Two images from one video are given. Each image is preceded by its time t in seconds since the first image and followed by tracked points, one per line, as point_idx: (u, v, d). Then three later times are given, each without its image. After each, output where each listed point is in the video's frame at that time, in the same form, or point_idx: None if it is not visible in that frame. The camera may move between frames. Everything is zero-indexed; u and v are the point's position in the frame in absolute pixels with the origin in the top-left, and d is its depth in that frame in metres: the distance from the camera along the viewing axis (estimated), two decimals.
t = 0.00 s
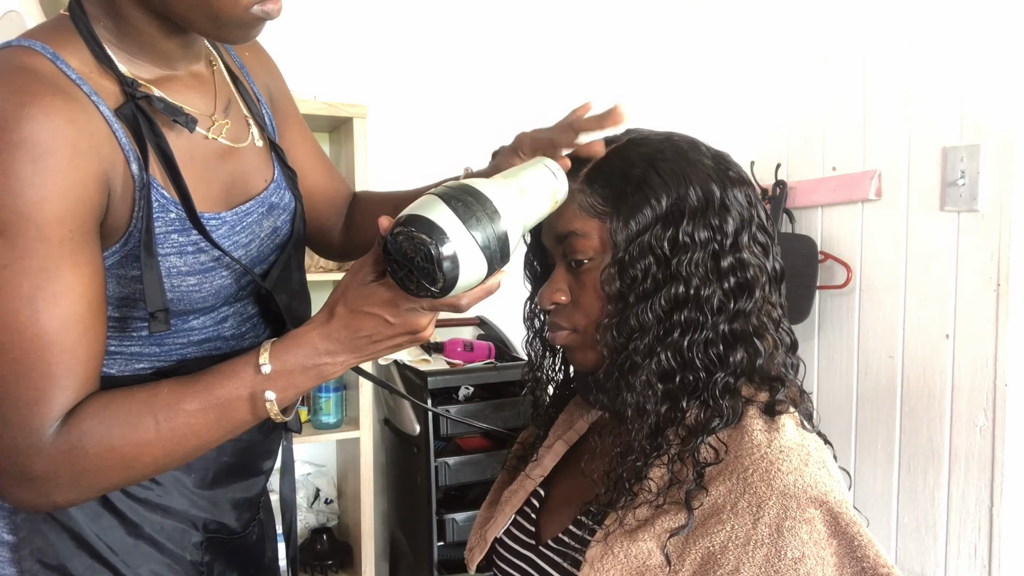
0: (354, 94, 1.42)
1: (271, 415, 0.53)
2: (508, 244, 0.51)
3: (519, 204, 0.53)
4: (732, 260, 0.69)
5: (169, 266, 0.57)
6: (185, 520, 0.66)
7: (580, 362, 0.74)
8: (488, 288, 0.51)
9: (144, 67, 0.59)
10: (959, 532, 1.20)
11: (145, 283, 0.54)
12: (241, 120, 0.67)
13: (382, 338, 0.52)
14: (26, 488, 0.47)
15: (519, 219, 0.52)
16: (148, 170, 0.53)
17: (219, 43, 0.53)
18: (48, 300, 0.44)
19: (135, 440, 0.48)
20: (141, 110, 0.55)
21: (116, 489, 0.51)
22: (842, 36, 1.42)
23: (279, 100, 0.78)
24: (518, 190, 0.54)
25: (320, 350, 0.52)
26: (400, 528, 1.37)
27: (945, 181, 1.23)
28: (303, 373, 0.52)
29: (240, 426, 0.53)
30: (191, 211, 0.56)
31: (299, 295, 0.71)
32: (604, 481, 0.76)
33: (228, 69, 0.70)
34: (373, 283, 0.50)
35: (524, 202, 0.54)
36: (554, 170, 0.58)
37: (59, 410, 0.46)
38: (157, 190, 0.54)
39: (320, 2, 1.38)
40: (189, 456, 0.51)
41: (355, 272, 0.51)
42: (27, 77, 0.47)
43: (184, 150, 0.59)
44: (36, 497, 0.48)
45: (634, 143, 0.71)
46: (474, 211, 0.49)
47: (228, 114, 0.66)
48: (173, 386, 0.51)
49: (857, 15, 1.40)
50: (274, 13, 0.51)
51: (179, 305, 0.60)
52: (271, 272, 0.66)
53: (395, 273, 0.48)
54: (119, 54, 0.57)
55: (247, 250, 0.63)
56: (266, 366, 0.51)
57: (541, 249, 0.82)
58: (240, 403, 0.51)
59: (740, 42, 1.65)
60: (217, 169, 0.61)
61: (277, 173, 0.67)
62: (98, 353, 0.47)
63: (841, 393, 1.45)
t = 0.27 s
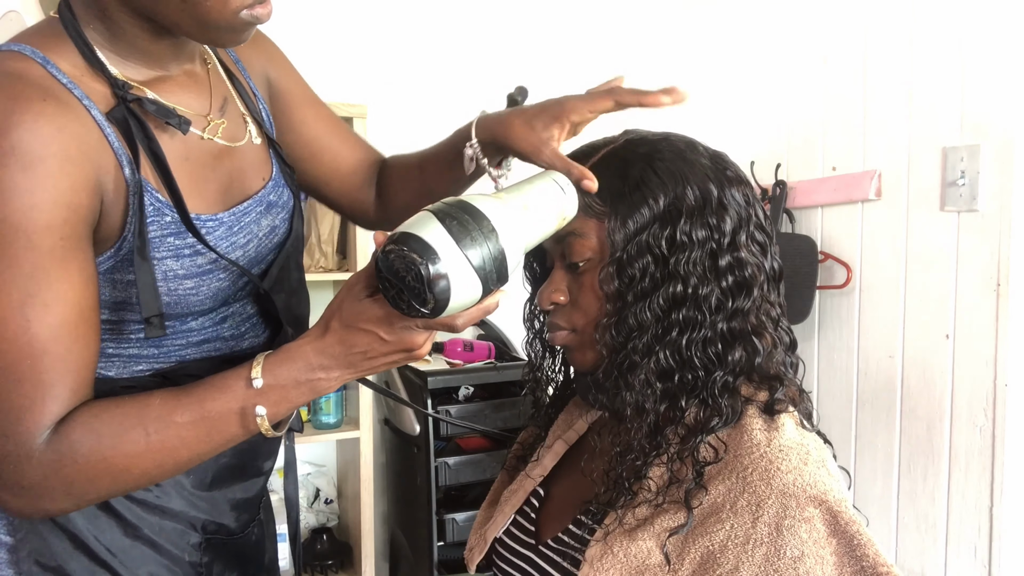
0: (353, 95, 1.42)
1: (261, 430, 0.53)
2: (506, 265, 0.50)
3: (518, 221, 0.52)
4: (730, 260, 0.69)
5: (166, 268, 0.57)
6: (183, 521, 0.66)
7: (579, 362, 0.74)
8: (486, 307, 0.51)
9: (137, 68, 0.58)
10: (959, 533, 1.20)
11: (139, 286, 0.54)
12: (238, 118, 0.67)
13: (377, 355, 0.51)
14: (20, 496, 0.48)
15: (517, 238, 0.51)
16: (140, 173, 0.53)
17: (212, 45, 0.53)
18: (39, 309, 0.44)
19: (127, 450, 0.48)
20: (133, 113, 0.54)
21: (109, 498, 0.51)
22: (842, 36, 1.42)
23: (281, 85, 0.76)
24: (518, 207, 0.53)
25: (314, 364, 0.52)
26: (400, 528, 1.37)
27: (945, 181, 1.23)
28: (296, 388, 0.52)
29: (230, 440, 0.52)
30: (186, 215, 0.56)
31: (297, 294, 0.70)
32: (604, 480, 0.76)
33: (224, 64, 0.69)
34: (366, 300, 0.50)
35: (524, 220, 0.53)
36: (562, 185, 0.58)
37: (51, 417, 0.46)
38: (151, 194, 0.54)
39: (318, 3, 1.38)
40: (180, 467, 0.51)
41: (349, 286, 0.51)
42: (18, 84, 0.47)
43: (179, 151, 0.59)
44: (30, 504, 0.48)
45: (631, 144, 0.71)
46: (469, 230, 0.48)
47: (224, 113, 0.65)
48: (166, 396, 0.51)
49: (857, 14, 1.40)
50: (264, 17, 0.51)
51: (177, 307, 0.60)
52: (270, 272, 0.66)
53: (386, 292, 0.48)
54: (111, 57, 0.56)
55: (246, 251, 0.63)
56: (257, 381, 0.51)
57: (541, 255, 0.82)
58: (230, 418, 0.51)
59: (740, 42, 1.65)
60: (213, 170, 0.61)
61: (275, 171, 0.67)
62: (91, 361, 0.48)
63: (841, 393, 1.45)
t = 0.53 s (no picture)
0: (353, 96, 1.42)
1: (267, 431, 0.53)
2: (512, 262, 0.50)
3: (524, 219, 0.53)
4: (730, 259, 0.69)
5: (161, 272, 0.57)
6: (185, 523, 0.66)
7: (579, 362, 0.74)
8: (491, 306, 0.51)
9: (131, 70, 0.58)
10: (959, 533, 1.20)
11: (133, 296, 0.55)
12: (232, 119, 0.67)
13: (382, 355, 0.51)
14: (24, 502, 0.48)
15: (523, 236, 0.52)
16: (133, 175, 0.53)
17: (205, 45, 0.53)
18: (38, 314, 0.44)
19: (132, 456, 0.48)
20: (127, 117, 0.55)
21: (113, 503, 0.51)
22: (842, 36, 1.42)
23: (276, 84, 0.76)
24: (524, 206, 0.54)
25: (319, 365, 0.52)
26: (400, 528, 1.37)
27: (945, 181, 1.23)
28: (301, 389, 0.52)
29: (237, 442, 0.53)
30: (181, 220, 0.56)
31: (295, 295, 0.71)
32: (603, 479, 0.76)
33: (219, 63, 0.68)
34: (372, 299, 0.50)
35: (530, 218, 0.53)
36: (564, 185, 0.58)
37: (55, 424, 0.46)
38: (144, 197, 0.54)
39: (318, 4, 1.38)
40: (184, 472, 0.51)
41: (355, 286, 0.51)
42: (11, 89, 0.47)
43: (173, 154, 0.59)
44: (34, 510, 0.48)
45: (631, 143, 0.71)
46: (476, 228, 0.49)
47: (219, 115, 0.65)
48: (170, 401, 0.51)
49: (858, 15, 1.40)
50: (259, 14, 0.51)
51: (174, 311, 0.60)
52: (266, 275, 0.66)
53: (394, 291, 0.48)
54: (104, 58, 0.56)
55: (242, 255, 0.63)
56: (263, 383, 0.51)
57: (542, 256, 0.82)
58: (236, 420, 0.51)
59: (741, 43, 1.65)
60: (209, 172, 0.61)
61: (270, 172, 0.67)
62: (93, 366, 0.48)
63: (841, 393, 1.45)
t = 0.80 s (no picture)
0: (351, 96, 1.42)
1: (252, 441, 0.53)
2: (500, 281, 0.50)
3: (515, 232, 0.52)
4: (728, 259, 0.69)
5: (150, 271, 0.57)
6: (181, 522, 0.66)
7: (577, 364, 0.75)
8: (479, 324, 0.51)
9: (118, 69, 0.58)
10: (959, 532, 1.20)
11: (115, 293, 0.54)
12: (218, 117, 0.67)
13: (369, 367, 0.51)
14: (11, 505, 0.48)
15: (513, 250, 0.51)
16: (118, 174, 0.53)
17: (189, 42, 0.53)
18: (22, 316, 0.44)
19: (116, 461, 0.48)
20: (110, 115, 0.54)
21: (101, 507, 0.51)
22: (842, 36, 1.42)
23: (265, 79, 0.77)
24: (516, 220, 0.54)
25: (305, 376, 0.52)
26: (400, 529, 1.37)
27: (945, 181, 1.23)
28: (287, 399, 0.52)
29: (220, 452, 0.53)
30: (166, 217, 0.55)
31: (285, 294, 0.71)
32: (603, 481, 0.76)
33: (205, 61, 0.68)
34: (359, 312, 0.49)
35: (521, 232, 0.53)
36: (565, 200, 0.58)
37: (39, 427, 0.46)
38: (129, 197, 0.54)
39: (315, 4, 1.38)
40: (170, 477, 0.51)
41: (343, 298, 0.51)
42: None
43: (159, 153, 0.59)
44: (22, 513, 0.48)
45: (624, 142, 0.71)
46: (462, 245, 0.48)
47: (205, 112, 0.65)
48: (156, 405, 0.51)
49: (858, 15, 1.40)
50: (242, 10, 0.52)
51: (163, 310, 0.60)
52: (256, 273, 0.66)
53: (377, 305, 0.47)
54: (89, 57, 0.56)
55: (231, 253, 0.63)
56: (248, 392, 0.51)
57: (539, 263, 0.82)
58: (220, 429, 0.51)
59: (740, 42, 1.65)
60: (196, 171, 0.61)
61: (258, 169, 0.68)
62: (77, 368, 0.48)
63: (841, 393, 1.45)
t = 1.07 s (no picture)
0: (351, 95, 1.42)
1: (253, 435, 0.53)
2: (498, 272, 0.50)
3: (511, 225, 0.53)
4: (726, 259, 0.69)
5: (143, 269, 0.57)
6: (178, 522, 0.66)
7: (574, 364, 0.75)
8: (477, 314, 0.50)
9: (106, 67, 0.58)
10: (959, 532, 1.20)
11: (110, 291, 0.54)
12: (209, 115, 0.67)
13: (369, 360, 0.51)
14: (11, 503, 0.48)
15: (511, 241, 0.52)
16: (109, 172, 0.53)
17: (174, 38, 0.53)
18: (17, 314, 0.44)
19: (117, 457, 0.48)
20: (100, 113, 0.54)
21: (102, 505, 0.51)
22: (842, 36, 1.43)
23: (257, 74, 0.76)
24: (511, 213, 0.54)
25: (305, 369, 0.51)
26: (400, 529, 1.37)
27: (945, 181, 1.23)
28: (287, 393, 0.52)
29: (222, 446, 0.52)
30: (157, 213, 0.55)
31: (278, 292, 0.72)
32: (602, 481, 0.76)
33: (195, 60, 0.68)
34: (358, 305, 0.49)
35: (518, 225, 0.53)
36: (560, 194, 0.59)
37: (38, 425, 0.46)
38: (121, 194, 0.54)
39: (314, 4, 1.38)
40: (172, 474, 0.51)
41: (342, 291, 0.51)
42: None
43: (150, 151, 0.59)
44: (22, 512, 0.48)
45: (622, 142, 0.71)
46: (460, 235, 0.49)
47: (196, 110, 0.65)
48: (156, 402, 0.51)
49: (857, 15, 1.40)
50: (229, 7, 0.51)
51: (156, 307, 0.60)
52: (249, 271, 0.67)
53: (378, 296, 0.47)
54: (78, 56, 0.56)
55: (224, 250, 0.63)
56: (249, 387, 0.51)
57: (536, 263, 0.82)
58: (221, 424, 0.51)
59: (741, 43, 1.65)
60: (188, 169, 0.61)
61: (251, 167, 0.68)
62: (76, 366, 0.48)
63: (841, 393, 1.45)
